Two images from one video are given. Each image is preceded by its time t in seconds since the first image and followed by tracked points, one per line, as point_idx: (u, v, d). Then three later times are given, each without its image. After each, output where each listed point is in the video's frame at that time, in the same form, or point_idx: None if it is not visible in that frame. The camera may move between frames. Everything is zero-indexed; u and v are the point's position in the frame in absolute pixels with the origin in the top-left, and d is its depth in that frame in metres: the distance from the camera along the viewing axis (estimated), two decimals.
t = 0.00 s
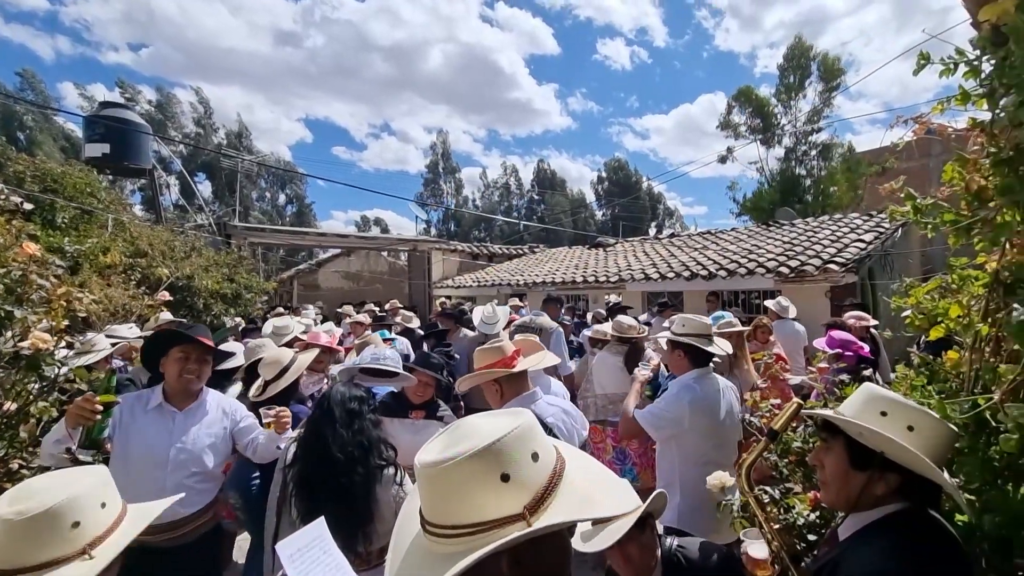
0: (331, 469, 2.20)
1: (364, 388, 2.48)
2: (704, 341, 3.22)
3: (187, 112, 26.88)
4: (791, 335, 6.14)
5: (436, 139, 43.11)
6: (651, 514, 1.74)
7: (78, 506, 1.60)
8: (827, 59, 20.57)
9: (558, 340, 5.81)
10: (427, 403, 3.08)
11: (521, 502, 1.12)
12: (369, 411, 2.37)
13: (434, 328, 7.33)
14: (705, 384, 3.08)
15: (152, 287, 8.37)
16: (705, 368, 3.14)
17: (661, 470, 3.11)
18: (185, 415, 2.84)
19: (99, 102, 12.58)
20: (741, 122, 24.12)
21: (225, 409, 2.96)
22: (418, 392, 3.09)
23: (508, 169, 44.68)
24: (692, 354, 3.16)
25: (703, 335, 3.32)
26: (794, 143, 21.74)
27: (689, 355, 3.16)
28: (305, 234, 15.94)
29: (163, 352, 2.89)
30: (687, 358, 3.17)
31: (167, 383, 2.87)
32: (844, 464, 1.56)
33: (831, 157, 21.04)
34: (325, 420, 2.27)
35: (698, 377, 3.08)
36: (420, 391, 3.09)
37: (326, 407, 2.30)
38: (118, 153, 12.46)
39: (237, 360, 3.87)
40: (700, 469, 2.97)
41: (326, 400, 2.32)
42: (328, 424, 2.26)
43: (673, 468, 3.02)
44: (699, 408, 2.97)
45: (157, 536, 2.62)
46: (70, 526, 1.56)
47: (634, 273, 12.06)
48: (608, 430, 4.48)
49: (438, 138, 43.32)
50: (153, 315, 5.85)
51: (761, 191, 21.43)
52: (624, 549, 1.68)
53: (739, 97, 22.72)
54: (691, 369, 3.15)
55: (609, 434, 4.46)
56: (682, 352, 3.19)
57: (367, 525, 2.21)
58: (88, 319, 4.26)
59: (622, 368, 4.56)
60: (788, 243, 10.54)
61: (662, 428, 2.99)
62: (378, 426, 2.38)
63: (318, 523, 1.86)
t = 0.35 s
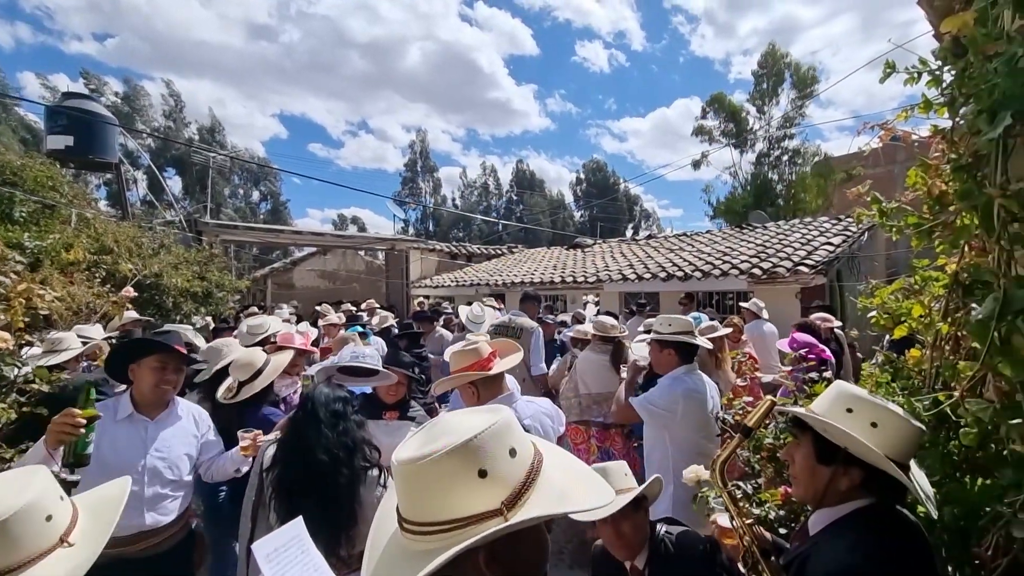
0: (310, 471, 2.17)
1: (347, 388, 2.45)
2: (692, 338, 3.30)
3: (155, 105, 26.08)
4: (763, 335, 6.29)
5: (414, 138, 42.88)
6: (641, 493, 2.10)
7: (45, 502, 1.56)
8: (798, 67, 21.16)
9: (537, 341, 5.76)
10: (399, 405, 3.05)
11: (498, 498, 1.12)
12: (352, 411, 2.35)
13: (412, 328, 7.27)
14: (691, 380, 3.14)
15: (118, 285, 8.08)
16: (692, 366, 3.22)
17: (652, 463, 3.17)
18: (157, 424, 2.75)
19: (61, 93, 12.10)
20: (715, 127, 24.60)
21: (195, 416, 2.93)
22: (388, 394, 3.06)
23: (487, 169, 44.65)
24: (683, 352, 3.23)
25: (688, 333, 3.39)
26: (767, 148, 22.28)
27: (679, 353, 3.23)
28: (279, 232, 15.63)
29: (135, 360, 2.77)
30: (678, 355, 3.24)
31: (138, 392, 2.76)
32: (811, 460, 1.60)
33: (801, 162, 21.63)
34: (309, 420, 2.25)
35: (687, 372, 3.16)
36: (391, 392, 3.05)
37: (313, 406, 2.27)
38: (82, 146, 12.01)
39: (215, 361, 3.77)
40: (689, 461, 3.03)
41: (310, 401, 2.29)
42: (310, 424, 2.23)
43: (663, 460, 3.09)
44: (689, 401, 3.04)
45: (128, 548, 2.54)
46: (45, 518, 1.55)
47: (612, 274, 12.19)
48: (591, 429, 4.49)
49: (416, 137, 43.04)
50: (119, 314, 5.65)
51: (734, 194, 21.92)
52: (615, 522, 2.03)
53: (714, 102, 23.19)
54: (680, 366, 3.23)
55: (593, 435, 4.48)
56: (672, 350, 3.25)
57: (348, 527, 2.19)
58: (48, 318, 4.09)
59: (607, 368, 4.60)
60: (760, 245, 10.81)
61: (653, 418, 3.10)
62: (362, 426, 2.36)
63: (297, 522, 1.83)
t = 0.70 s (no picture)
0: (283, 473, 2.13)
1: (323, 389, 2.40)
2: (674, 339, 3.34)
3: (127, 98, 25.32)
4: (740, 336, 6.41)
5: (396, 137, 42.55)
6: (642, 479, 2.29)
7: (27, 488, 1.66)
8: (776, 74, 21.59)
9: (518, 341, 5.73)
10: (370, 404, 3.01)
11: (481, 498, 1.11)
12: (330, 412, 2.30)
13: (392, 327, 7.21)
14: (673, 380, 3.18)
15: (87, 282, 7.83)
16: (674, 366, 3.26)
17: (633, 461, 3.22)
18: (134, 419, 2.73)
19: (28, 83, 11.67)
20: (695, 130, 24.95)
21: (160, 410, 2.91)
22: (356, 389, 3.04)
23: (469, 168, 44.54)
24: (664, 351, 3.27)
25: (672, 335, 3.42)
26: (745, 152, 22.69)
27: (661, 353, 3.27)
28: (257, 229, 15.33)
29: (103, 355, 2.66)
30: (659, 356, 3.27)
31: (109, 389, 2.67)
32: (785, 459, 1.58)
33: (778, 167, 22.09)
34: (280, 421, 2.20)
35: (668, 372, 3.20)
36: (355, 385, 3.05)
37: (287, 405, 2.22)
38: (49, 139, 11.60)
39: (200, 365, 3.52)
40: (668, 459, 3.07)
41: (286, 403, 2.23)
42: (285, 428, 2.18)
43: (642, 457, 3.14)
44: (668, 398, 3.09)
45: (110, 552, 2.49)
46: (26, 501, 1.65)
47: (593, 274, 12.28)
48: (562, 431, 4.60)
49: (398, 135, 42.69)
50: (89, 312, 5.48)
51: (713, 197, 22.29)
52: (612, 500, 2.22)
53: (694, 106, 23.52)
54: (662, 366, 3.26)
55: (562, 436, 4.60)
56: (654, 350, 3.28)
57: (325, 531, 2.15)
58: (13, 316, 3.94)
59: (578, 370, 4.60)
60: (738, 247, 11.01)
61: (631, 412, 3.17)
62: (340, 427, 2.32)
63: (277, 523, 1.80)
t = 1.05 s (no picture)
0: (242, 480, 2.11)
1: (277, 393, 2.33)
2: (649, 338, 3.34)
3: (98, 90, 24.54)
4: (718, 334, 6.51)
5: (379, 134, 42.14)
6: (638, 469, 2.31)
7: None
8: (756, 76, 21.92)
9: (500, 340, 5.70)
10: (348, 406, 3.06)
11: (463, 496, 1.11)
12: (288, 416, 2.27)
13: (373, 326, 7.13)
14: (647, 379, 3.24)
15: (56, 280, 7.58)
16: (650, 365, 3.29)
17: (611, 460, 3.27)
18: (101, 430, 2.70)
19: None
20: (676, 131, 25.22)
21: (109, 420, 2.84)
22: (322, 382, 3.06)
23: (452, 166, 44.33)
24: (639, 350, 3.28)
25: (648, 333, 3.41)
26: (725, 154, 23.02)
27: (636, 352, 3.28)
28: (234, 227, 15.01)
29: (75, 369, 2.56)
30: (635, 355, 3.28)
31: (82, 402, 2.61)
32: (762, 456, 1.59)
33: (757, 168, 22.46)
34: (238, 427, 2.16)
35: (643, 371, 3.24)
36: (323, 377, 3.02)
37: (240, 412, 2.18)
38: (15, 131, 11.15)
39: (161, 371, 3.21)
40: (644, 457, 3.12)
41: (239, 411, 2.18)
42: (237, 438, 2.14)
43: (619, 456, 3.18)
44: (636, 400, 3.14)
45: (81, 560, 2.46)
46: None
47: (575, 273, 12.33)
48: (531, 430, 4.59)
49: (380, 132, 42.26)
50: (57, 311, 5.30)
51: (694, 198, 22.59)
52: (606, 486, 2.25)
53: (676, 107, 23.77)
54: (637, 365, 3.27)
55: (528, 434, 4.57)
56: (629, 350, 3.29)
57: (292, 535, 2.16)
58: None
59: (544, 370, 4.63)
60: (718, 247, 11.18)
61: (598, 410, 3.28)
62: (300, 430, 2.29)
63: (251, 526, 1.78)
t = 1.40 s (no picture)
0: (210, 480, 2.08)
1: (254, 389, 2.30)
2: (620, 334, 3.38)
3: (66, 81, 23.69)
4: (696, 331, 6.61)
5: (359, 130, 41.62)
6: (619, 459, 2.33)
7: None
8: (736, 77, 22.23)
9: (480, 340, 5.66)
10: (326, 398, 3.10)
11: (435, 490, 1.10)
12: (265, 415, 2.25)
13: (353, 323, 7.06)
14: (618, 378, 3.25)
15: (20, 277, 7.31)
16: (622, 362, 3.33)
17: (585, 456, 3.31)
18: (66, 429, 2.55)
19: None
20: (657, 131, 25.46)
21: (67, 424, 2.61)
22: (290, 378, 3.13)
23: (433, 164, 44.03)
24: (610, 347, 3.33)
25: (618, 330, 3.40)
26: (705, 154, 23.32)
27: (608, 349, 3.33)
28: (209, 223, 14.66)
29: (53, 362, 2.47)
30: (607, 352, 3.34)
31: (54, 395, 2.49)
32: (735, 448, 1.61)
33: (735, 168, 22.82)
34: (212, 426, 2.14)
35: (615, 369, 3.27)
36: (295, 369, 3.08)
37: (218, 410, 2.16)
38: None
39: (102, 377, 2.99)
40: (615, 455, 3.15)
41: (215, 410, 2.16)
42: (212, 439, 2.12)
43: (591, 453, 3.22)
44: (606, 400, 3.16)
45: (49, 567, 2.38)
46: None
47: (557, 272, 12.37)
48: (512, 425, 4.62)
49: (361, 128, 41.77)
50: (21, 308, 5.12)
51: (673, 197, 22.88)
52: (586, 475, 2.27)
53: (657, 107, 24.01)
54: (609, 363, 3.33)
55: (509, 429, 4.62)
56: (600, 348, 3.34)
57: (258, 534, 2.11)
58: None
59: (518, 365, 4.68)
60: (697, 245, 11.33)
61: (568, 409, 3.31)
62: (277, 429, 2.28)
63: (220, 525, 1.74)
